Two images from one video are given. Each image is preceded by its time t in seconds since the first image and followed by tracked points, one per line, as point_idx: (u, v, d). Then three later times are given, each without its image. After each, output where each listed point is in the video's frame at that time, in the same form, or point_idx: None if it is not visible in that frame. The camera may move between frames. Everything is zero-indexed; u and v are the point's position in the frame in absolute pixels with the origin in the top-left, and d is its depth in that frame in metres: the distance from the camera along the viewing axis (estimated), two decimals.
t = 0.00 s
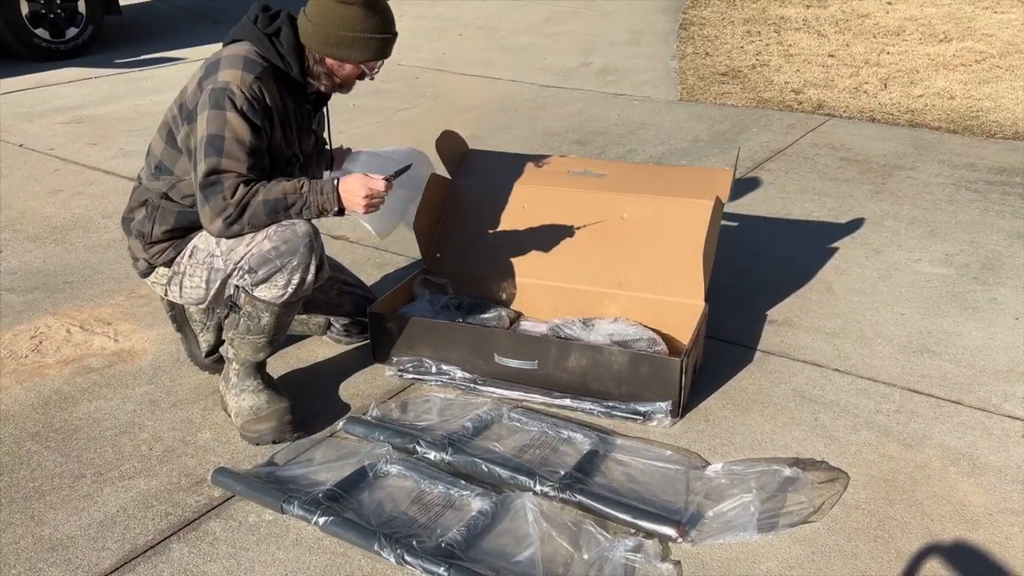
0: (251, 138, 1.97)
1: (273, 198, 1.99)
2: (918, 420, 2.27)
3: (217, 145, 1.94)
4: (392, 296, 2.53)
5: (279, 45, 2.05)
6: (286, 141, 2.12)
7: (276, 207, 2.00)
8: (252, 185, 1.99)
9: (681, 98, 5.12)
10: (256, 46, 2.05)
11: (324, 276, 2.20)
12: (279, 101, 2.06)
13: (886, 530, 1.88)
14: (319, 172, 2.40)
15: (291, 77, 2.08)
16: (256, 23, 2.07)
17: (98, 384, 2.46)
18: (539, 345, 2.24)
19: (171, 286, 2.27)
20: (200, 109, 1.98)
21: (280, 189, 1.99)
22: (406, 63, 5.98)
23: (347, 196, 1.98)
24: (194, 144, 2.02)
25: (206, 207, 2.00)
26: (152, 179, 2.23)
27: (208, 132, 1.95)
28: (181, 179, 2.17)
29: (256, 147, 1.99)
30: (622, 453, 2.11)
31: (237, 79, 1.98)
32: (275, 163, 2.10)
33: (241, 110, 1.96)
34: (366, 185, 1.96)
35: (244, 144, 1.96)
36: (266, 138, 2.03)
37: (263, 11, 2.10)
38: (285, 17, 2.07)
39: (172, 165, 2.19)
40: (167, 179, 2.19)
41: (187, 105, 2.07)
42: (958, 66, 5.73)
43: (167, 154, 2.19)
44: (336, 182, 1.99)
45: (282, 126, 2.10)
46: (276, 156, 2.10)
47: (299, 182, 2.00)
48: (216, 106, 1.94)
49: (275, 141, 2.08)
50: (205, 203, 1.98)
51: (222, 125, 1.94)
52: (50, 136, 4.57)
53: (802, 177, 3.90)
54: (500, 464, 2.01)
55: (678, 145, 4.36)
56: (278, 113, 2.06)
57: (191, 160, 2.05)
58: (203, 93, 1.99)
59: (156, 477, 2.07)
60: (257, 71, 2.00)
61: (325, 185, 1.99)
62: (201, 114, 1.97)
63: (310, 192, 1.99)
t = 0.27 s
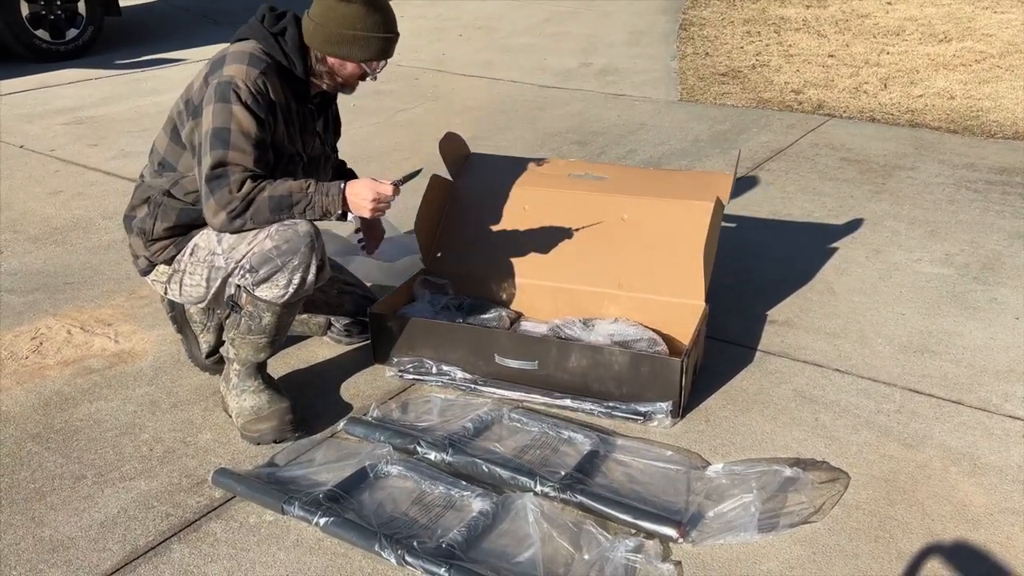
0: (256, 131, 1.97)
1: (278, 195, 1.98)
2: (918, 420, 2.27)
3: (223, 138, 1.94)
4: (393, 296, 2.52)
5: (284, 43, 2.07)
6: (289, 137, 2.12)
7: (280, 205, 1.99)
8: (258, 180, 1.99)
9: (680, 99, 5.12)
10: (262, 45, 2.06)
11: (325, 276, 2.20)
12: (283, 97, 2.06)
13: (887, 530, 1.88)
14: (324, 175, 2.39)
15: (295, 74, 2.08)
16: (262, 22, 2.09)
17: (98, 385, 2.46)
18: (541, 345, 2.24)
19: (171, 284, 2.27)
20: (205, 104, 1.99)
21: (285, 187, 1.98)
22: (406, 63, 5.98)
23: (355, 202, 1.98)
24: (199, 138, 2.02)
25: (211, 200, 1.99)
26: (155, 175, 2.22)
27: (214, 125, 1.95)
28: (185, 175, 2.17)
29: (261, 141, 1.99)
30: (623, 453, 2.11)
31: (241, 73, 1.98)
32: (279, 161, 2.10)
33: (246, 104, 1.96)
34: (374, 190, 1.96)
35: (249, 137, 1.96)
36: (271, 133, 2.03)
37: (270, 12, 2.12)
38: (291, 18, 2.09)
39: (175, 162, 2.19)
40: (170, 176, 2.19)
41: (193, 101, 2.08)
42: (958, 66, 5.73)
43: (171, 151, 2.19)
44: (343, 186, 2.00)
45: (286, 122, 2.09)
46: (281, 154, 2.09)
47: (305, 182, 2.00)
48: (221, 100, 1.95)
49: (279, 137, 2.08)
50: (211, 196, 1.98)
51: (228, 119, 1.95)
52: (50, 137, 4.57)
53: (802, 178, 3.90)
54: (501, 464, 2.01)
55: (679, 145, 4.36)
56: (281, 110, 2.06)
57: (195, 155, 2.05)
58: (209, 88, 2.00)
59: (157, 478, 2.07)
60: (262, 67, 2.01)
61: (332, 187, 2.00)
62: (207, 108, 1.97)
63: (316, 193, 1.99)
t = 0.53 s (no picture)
0: (251, 127, 1.97)
1: (266, 190, 1.98)
2: (919, 420, 2.27)
3: (217, 129, 1.95)
4: (393, 296, 2.52)
5: (293, 49, 2.08)
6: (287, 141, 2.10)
7: (269, 200, 1.99)
8: (248, 176, 1.99)
9: (681, 99, 5.13)
10: (273, 48, 2.09)
11: (317, 272, 2.20)
12: (283, 100, 2.05)
13: (888, 530, 1.88)
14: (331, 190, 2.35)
15: (299, 79, 2.08)
16: (277, 28, 2.11)
17: (99, 386, 2.46)
18: (541, 345, 2.24)
19: (164, 277, 2.27)
20: (205, 97, 2.00)
21: (274, 183, 1.98)
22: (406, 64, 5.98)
23: (344, 199, 1.98)
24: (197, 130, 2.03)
25: (201, 190, 2.01)
26: (157, 165, 2.23)
27: (210, 118, 1.96)
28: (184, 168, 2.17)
29: (255, 138, 1.98)
30: (623, 454, 2.11)
31: (242, 69, 1.99)
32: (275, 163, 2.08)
33: (244, 100, 1.96)
34: (363, 186, 1.96)
35: (243, 132, 1.96)
36: (268, 131, 2.02)
37: (288, 20, 2.13)
38: (305, 25, 2.10)
39: (175, 155, 2.19)
40: (170, 167, 2.19)
41: (196, 95, 2.09)
42: (959, 66, 5.73)
43: (172, 143, 2.19)
44: (332, 183, 1.99)
45: (286, 124, 2.08)
46: (279, 155, 2.08)
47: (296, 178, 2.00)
48: (220, 93, 1.96)
49: (277, 139, 2.07)
50: (202, 186, 2.00)
51: (224, 112, 1.95)
52: (50, 138, 4.57)
53: (802, 178, 3.90)
54: (502, 464, 2.01)
55: (679, 145, 4.36)
56: (281, 112, 2.05)
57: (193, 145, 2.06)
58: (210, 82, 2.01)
59: (158, 479, 2.07)
60: (263, 66, 2.02)
61: (321, 184, 1.99)
62: (206, 100, 1.98)
63: (306, 189, 1.99)
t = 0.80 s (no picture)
0: (247, 125, 1.97)
1: (255, 186, 1.99)
2: (919, 420, 2.27)
3: (213, 125, 1.96)
4: (393, 296, 2.52)
5: (302, 54, 2.07)
6: (286, 144, 2.10)
7: (257, 196, 2.00)
8: (239, 172, 2.00)
9: (681, 99, 5.12)
10: (282, 50, 2.09)
11: (308, 268, 2.18)
12: (283, 103, 2.05)
13: (889, 530, 1.88)
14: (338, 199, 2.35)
15: (301, 84, 2.08)
16: (292, 32, 2.10)
17: (99, 387, 2.46)
18: (542, 346, 2.24)
19: (159, 266, 2.28)
20: (207, 93, 2.01)
21: (263, 179, 1.99)
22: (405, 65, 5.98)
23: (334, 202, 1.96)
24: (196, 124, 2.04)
25: (194, 183, 2.02)
26: (162, 154, 2.23)
27: (208, 113, 1.97)
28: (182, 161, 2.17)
29: (249, 136, 1.98)
30: (624, 454, 2.11)
31: (243, 68, 2.00)
32: (271, 162, 2.08)
33: (243, 98, 1.97)
34: (351, 188, 1.93)
35: (238, 129, 1.96)
36: (265, 131, 2.03)
37: (305, 25, 2.12)
38: (319, 33, 2.09)
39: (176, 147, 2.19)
40: (172, 156, 2.18)
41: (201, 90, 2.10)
42: (959, 65, 5.73)
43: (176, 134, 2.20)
44: (321, 182, 1.98)
45: (285, 126, 2.08)
46: (274, 156, 2.08)
47: (284, 174, 2.00)
48: (219, 89, 1.97)
49: (275, 141, 2.07)
50: (195, 178, 2.01)
51: (221, 108, 1.96)
52: (50, 139, 4.57)
53: (802, 178, 3.90)
54: (502, 464, 2.02)
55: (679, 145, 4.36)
56: (280, 114, 2.05)
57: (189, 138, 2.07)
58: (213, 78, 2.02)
59: (158, 480, 2.07)
60: (266, 66, 2.03)
61: (310, 182, 1.98)
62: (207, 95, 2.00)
63: (295, 185, 1.99)
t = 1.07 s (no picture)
0: (249, 128, 1.97)
1: (260, 192, 1.99)
2: (920, 419, 2.27)
3: (214, 130, 1.95)
4: (393, 296, 2.52)
5: (299, 52, 2.07)
6: (287, 145, 2.10)
7: (262, 202, 2.00)
8: (243, 176, 1.99)
9: (681, 99, 5.12)
10: (278, 49, 2.08)
11: (313, 271, 2.18)
12: (282, 104, 2.04)
13: (889, 530, 1.88)
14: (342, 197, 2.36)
15: (298, 83, 2.07)
16: (286, 29, 2.10)
17: (100, 387, 2.46)
18: (542, 346, 2.24)
19: (162, 271, 2.27)
20: (206, 96, 2.00)
21: (268, 184, 1.98)
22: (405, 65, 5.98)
23: (340, 207, 1.98)
24: (196, 128, 2.03)
25: (197, 190, 2.01)
26: (162, 158, 2.23)
27: (209, 118, 1.96)
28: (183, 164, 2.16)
29: (251, 139, 1.98)
30: (624, 453, 2.11)
31: (241, 70, 1.99)
32: (273, 163, 2.08)
33: (243, 102, 1.96)
34: (358, 195, 1.96)
35: (240, 133, 1.96)
36: (265, 133, 2.02)
37: (300, 22, 2.12)
38: (314, 29, 2.09)
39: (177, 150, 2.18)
40: (172, 161, 2.18)
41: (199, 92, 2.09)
42: (959, 64, 5.73)
43: (177, 135, 2.18)
44: (327, 187, 1.99)
45: (285, 127, 2.08)
46: (276, 157, 2.08)
47: (288, 179, 2.00)
48: (218, 93, 1.96)
49: (276, 142, 2.06)
50: (198, 185, 2.00)
51: (222, 112, 1.95)
52: (51, 140, 4.57)
53: (803, 177, 3.90)
54: (502, 464, 2.02)
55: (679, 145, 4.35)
56: (280, 115, 2.05)
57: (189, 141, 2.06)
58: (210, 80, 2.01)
59: (159, 480, 2.08)
60: (263, 68, 2.02)
61: (315, 186, 1.99)
62: (206, 99, 1.99)
63: (300, 189, 2.00)
